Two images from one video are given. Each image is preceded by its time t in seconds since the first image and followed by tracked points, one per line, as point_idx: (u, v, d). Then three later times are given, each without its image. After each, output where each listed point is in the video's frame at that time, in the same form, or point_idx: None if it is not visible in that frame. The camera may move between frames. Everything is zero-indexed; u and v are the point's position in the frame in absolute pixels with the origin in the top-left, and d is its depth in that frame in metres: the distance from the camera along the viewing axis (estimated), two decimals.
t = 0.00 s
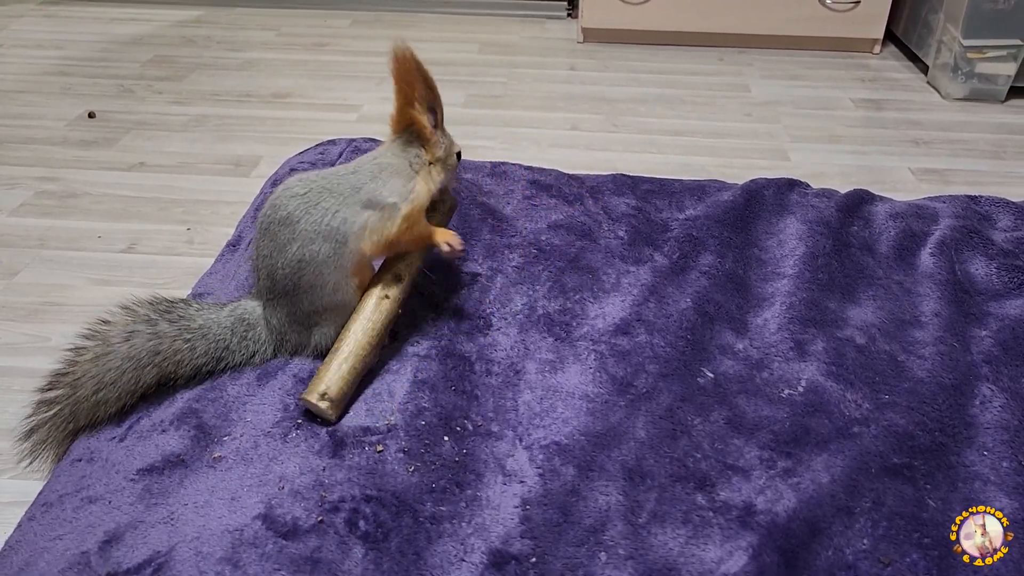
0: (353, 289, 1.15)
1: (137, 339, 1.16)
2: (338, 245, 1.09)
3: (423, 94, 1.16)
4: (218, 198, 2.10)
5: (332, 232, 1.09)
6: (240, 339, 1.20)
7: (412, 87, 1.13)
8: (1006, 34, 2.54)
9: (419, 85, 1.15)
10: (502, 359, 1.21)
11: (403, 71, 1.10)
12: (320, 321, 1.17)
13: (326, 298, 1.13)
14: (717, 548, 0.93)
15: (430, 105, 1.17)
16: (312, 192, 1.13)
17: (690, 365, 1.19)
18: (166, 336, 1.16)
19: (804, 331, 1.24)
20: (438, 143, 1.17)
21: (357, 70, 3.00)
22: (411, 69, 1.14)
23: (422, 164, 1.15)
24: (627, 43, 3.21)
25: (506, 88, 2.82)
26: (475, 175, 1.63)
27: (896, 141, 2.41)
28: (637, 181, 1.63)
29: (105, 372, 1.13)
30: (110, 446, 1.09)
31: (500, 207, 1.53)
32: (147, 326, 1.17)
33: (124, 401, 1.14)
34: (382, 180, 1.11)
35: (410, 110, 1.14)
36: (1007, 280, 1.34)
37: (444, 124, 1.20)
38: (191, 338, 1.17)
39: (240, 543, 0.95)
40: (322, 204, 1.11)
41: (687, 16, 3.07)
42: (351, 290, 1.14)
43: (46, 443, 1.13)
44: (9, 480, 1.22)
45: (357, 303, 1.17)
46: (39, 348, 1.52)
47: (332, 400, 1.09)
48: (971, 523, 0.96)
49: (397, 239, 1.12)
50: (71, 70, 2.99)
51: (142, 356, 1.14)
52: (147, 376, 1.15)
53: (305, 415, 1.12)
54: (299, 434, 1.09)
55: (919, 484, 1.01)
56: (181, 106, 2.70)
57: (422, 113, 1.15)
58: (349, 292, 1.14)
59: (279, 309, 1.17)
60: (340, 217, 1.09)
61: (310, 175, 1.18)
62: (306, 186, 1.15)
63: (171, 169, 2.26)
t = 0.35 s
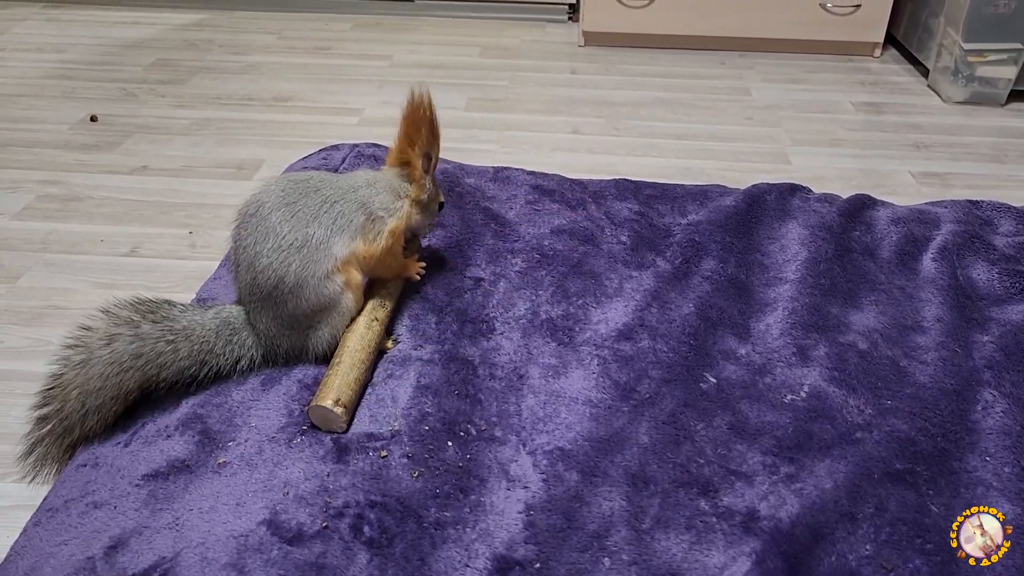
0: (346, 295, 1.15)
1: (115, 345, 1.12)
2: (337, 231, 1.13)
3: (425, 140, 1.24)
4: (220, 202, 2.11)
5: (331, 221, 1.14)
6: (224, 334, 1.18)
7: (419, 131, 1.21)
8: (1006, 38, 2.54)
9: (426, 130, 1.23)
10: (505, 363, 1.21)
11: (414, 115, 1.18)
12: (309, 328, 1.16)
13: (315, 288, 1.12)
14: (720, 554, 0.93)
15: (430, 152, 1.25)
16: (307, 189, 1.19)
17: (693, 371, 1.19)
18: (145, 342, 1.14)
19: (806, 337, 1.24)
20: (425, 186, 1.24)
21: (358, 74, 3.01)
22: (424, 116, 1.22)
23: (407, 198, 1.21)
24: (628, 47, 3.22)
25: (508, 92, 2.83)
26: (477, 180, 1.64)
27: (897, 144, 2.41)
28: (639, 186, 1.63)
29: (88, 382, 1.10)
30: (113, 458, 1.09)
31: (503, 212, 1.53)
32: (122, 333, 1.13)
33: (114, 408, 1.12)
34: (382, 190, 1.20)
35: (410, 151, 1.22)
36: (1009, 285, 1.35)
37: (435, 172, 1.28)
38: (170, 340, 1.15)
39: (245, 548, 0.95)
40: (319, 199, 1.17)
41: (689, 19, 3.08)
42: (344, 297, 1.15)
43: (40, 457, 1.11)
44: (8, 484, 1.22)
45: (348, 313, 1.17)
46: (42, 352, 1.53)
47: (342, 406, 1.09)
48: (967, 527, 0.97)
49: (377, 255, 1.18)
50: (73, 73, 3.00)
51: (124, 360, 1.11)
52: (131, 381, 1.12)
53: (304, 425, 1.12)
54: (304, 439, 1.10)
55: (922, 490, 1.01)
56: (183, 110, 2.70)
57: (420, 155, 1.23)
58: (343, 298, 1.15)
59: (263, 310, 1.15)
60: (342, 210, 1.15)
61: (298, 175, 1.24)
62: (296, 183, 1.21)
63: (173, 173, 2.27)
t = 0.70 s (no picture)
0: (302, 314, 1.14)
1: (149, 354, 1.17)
2: (267, 257, 1.11)
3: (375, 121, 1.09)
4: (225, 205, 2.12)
5: (267, 245, 1.12)
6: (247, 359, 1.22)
7: (363, 110, 1.07)
8: (1012, 40, 2.54)
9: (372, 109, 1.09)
10: (511, 368, 1.22)
11: (345, 96, 1.05)
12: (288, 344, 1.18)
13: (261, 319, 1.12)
14: (725, 560, 0.93)
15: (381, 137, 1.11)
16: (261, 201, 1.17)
17: (698, 376, 1.19)
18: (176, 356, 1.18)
19: (811, 342, 1.25)
20: (372, 177, 1.12)
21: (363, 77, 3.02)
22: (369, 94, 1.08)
23: (349, 192, 1.12)
24: (632, 49, 3.22)
25: (512, 95, 2.83)
26: (483, 185, 1.64)
27: (902, 147, 2.41)
28: (644, 191, 1.64)
29: (120, 385, 1.14)
30: (125, 461, 1.10)
31: (508, 217, 1.53)
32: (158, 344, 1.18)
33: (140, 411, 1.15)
34: (318, 199, 1.13)
35: (350, 135, 1.09)
36: (1014, 291, 1.35)
37: (396, 160, 1.14)
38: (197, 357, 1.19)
39: (253, 553, 0.96)
40: (263, 217, 1.14)
41: (693, 22, 3.08)
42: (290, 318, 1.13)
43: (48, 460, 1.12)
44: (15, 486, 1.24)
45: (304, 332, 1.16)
46: (49, 355, 1.54)
47: (330, 409, 1.10)
48: (966, 531, 0.97)
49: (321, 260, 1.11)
50: (79, 76, 3.02)
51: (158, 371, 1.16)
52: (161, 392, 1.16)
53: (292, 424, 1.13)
54: (310, 444, 1.10)
55: (927, 496, 1.01)
56: (188, 113, 2.72)
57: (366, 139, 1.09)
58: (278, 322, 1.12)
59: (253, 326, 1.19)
60: (275, 232, 1.12)
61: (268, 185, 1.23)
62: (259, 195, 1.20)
63: (179, 176, 2.28)
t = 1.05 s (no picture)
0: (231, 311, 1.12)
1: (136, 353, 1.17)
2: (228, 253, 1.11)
3: (340, 235, 1.04)
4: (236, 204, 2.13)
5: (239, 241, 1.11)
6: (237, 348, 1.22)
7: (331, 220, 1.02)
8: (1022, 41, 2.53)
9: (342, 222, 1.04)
10: (521, 368, 1.22)
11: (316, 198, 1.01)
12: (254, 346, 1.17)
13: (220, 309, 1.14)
14: (734, 561, 0.94)
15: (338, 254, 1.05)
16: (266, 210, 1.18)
17: (706, 377, 1.20)
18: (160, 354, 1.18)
19: (820, 344, 1.25)
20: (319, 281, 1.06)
21: (372, 77, 3.03)
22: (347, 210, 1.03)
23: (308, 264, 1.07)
24: (641, 49, 3.22)
25: (520, 95, 2.84)
26: (492, 186, 1.64)
27: (912, 147, 2.40)
28: (653, 193, 1.64)
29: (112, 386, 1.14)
30: (136, 461, 1.11)
31: (518, 218, 1.54)
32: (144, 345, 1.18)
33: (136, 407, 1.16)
34: (286, 232, 1.10)
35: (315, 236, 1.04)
36: None
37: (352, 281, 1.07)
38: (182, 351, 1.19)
39: (265, 552, 0.97)
40: (251, 219, 1.14)
41: (702, 22, 3.08)
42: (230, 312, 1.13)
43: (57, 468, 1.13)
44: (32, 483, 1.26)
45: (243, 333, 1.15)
46: (60, 354, 1.55)
47: (343, 412, 1.11)
48: (966, 536, 0.97)
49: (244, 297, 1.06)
50: (90, 76, 3.04)
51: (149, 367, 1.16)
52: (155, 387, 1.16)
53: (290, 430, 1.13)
54: (321, 444, 1.11)
55: (936, 498, 1.02)
56: (198, 113, 2.73)
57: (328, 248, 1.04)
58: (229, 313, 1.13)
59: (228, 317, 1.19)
60: (246, 233, 1.11)
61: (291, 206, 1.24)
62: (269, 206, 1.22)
63: (189, 176, 2.29)
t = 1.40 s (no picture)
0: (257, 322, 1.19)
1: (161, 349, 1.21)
2: (270, 271, 1.16)
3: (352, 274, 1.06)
4: (253, 203, 2.16)
5: (284, 260, 1.16)
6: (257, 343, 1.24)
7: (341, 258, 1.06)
8: None
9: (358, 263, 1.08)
10: (539, 366, 1.24)
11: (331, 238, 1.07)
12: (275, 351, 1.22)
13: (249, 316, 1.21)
14: (752, 556, 0.96)
15: (345, 293, 1.05)
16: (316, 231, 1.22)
17: (723, 376, 1.21)
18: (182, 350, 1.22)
19: (835, 343, 1.26)
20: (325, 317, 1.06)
21: (386, 75, 3.05)
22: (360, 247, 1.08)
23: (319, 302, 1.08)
24: (653, 48, 3.22)
25: (532, 94, 2.86)
26: (510, 186, 1.66)
27: (926, 147, 2.41)
28: (669, 193, 1.65)
29: (137, 378, 1.17)
30: (162, 459, 1.13)
31: (535, 218, 1.56)
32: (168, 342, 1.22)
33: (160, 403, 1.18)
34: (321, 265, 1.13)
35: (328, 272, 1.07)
36: None
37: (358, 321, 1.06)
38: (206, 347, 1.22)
39: (292, 545, 0.99)
40: (297, 241, 1.19)
41: (715, 21, 3.09)
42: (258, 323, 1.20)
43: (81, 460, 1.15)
44: (57, 478, 1.30)
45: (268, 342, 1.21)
46: (80, 350, 1.58)
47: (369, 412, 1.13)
48: (966, 539, 0.98)
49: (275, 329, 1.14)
50: (107, 75, 3.07)
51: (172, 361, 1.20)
52: (177, 381, 1.19)
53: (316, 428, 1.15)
54: (344, 439, 1.13)
55: (951, 496, 1.03)
56: (214, 111, 2.76)
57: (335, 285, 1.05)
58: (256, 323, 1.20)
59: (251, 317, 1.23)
60: (288, 257, 1.16)
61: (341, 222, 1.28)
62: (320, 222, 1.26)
63: (205, 174, 2.32)
